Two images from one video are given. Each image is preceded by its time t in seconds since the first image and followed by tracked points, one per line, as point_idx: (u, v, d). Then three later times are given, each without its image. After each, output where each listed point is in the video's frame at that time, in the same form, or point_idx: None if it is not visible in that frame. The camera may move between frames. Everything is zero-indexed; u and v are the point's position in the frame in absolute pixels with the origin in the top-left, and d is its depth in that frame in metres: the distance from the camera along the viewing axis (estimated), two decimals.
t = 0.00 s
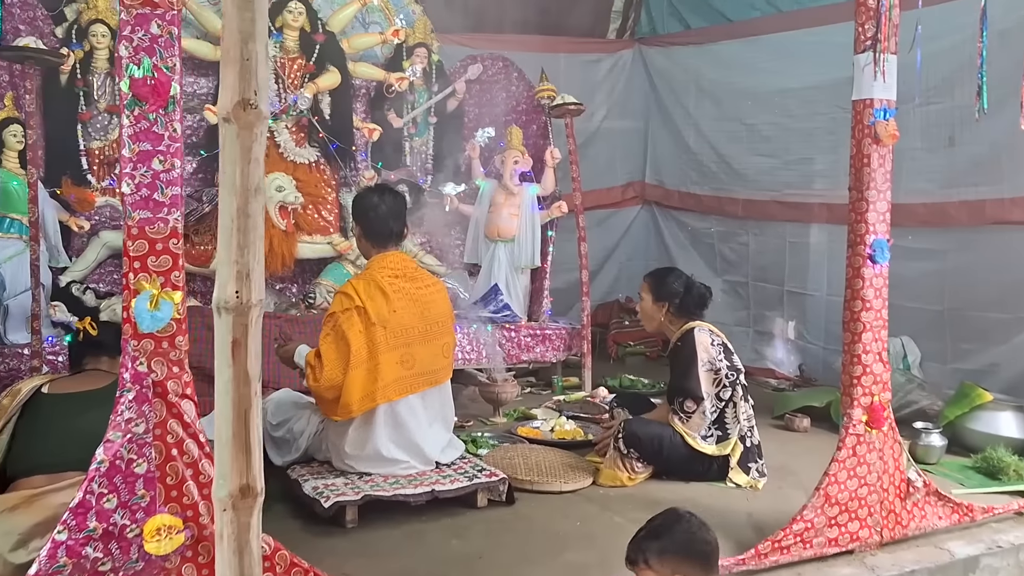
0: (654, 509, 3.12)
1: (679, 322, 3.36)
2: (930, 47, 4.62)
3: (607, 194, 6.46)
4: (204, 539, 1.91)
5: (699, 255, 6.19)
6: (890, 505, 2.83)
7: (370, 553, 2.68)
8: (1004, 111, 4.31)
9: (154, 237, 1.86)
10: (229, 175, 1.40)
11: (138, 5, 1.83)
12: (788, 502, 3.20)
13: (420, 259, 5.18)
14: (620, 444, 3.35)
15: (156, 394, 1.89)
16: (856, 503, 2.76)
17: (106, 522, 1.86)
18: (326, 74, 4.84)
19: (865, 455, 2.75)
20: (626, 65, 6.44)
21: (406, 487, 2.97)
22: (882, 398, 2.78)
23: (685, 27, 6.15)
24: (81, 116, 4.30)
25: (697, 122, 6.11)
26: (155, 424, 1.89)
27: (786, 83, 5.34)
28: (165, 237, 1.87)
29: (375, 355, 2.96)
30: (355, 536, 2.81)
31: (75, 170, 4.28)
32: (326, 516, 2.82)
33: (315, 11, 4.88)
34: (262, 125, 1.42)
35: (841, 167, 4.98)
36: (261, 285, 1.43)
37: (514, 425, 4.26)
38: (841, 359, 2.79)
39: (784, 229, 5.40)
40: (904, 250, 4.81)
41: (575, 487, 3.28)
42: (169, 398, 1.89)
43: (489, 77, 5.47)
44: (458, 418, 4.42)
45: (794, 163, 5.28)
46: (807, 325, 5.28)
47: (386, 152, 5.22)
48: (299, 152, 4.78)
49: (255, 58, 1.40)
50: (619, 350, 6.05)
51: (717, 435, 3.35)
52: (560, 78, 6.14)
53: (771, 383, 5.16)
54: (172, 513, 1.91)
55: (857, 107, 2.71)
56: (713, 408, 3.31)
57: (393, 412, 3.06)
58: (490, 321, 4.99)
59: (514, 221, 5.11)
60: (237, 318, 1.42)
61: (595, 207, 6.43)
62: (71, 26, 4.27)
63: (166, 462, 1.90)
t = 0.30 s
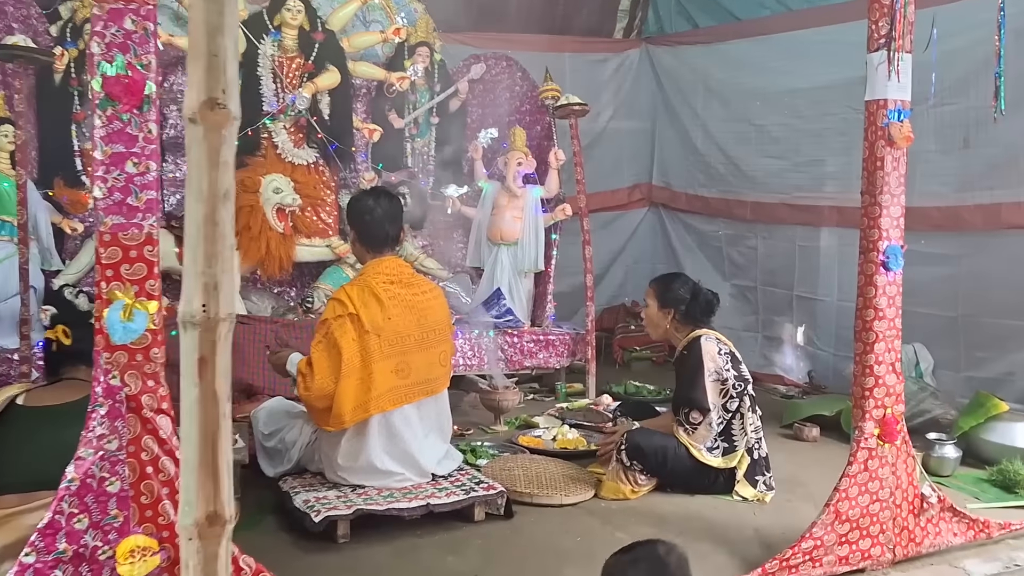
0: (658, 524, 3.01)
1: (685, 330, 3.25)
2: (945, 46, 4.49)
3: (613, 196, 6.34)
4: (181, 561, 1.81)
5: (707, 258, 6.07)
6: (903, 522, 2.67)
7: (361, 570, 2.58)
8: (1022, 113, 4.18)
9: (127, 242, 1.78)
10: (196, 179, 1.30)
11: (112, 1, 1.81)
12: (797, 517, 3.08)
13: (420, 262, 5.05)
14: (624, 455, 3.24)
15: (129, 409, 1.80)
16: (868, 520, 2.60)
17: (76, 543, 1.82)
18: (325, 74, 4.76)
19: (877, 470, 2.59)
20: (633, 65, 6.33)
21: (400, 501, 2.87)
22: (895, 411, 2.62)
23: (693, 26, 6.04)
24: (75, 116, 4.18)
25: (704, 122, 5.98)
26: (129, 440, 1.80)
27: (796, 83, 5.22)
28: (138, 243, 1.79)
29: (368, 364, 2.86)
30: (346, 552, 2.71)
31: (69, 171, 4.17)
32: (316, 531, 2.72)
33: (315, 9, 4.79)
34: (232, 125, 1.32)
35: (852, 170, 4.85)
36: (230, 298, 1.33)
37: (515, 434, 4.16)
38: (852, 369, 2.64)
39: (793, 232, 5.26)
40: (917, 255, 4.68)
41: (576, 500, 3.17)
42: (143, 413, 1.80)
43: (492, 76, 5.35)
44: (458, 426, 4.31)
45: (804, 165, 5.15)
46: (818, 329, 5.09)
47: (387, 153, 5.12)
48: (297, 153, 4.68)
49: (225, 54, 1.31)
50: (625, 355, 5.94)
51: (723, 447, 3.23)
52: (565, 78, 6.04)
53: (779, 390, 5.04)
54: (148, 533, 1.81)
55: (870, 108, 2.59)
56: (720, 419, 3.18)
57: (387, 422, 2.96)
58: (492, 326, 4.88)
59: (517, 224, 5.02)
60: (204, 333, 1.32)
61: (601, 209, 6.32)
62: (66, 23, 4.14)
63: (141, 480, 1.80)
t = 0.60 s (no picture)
0: (663, 533, 2.92)
1: (695, 333, 3.15)
2: (962, 42, 4.37)
3: (623, 196, 6.25)
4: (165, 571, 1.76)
5: (719, 259, 5.95)
6: (917, 532, 2.54)
7: None
8: None
9: (107, 245, 1.72)
10: (165, 177, 1.23)
11: None
12: (808, 526, 2.99)
13: (426, 262, 4.99)
14: (629, 461, 3.16)
15: (110, 416, 1.75)
16: (880, 530, 2.46)
17: (53, 555, 1.81)
18: (329, 72, 4.70)
19: (890, 479, 2.47)
20: (644, 63, 6.23)
21: (397, 508, 2.81)
22: (909, 417, 2.50)
23: (705, 24, 5.93)
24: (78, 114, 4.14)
25: (716, 121, 5.87)
26: (110, 448, 1.76)
27: (809, 81, 5.10)
28: (119, 246, 1.73)
29: (365, 367, 2.79)
30: (343, 560, 2.65)
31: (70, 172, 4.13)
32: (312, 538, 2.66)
33: (320, 6, 4.73)
34: (203, 122, 1.25)
35: (867, 169, 4.73)
36: (200, 303, 1.27)
37: (521, 437, 4.08)
38: (864, 374, 2.52)
39: (806, 233, 5.14)
40: (933, 255, 4.56)
41: (580, 508, 3.09)
42: (124, 420, 1.75)
43: (500, 74, 5.28)
44: (462, 430, 4.24)
45: (818, 164, 5.03)
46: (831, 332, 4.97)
47: (393, 153, 5.06)
48: (301, 152, 4.63)
49: (195, 46, 1.24)
50: (635, 357, 5.85)
51: (732, 453, 3.12)
52: (574, 76, 5.95)
53: (791, 393, 4.91)
54: (129, 544, 1.76)
55: (883, 105, 2.48)
56: (729, 425, 3.08)
57: (385, 426, 2.90)
58: (498, 327, 4.81)
59: (524, 224, 4.95)
60: (173, 340, 1.25)
61: (611, 209, 6.23)
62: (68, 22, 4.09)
63: (121, 490, 1.75)
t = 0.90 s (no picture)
0: (683, 542, 2.81)
1: (722, 335, 3.01)
2: (1003, 34, 4.18)
3: (653, 195, 6.11)
4: None
5: (752, 260, 5.77)
6: (950, 546, 2.37)
7: None
8: None
9: (98, 242, 1.87)
10: (137, 178, 1.36)
11: None
12: (837, 536, 2.85)
13: (449, 263, 4.90)
14: (651, 468, 3.03)
15: (99, 421, 1.90)
16: (911, 543, 2.31)
17: (42, 562, 1.95)
18: (353, 70, 4.68)
19: (922, 489, 2.32)
20: (674, 59, 6.08)
21: (409, 513, 2.75)
22: (943, 426, 2.34)
23: (736, 19, 5.77)
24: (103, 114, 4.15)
25: (748, 118, 5.69)
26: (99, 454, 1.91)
27: (844, 76, 4.92)
28: (109, 244, 1.89)
29: (377, 369, 2.74)
30: (351, 567, 2.60)
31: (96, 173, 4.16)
32: (320, 545, 2.62)
33: (343, 5, 4.71)
34: (172, 124, 1.38)
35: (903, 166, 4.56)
36: (170, 304, 1.39)
37: (542, 442, 3.99)
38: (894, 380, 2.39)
39: (840, 233, 4.98)
40: (973, 256, 4.36)
41: (599, 515, 2.98)
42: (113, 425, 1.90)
43: (526, 72, 5.23)
44: (483, 433, 4.16)
45: (853, 162, 4.86)
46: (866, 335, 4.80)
47: (418, 152, 5.00)
48: (323, 151, 4.59)
49: (163, 51, 1.37)
50: (665, 359, 5.72)
51: (758, 460, 2.99)
52: (603, 73, 5.83)
53: (826, 397, 4.81)
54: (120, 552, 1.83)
55: (915, 98, 2.35)
56: (756, 431, 2.95)
57: (398, 430, 2.84)
58: (521, 329, 4.72)
59: (550, 223, 4.86)
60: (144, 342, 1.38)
61: (641, 208, 6.10)
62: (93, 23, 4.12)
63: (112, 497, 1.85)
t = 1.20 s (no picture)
0: (702, 554, 2.69)
1: (746, 338, 2.89)
2: None
3: (689, 195, 5.92)
4: None
5: (788, 262, 5.49)
6: (983, 564, 2.20)
7: None
8: None
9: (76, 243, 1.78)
10: (89, 171, 1.28)
11: None
12: (865, 550, 2.71)
13: (475, 264, 4.86)
14: (670, 477, 2.91)
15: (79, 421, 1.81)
16: (938, 560, 2.17)
17: (26, 565, 1.85)
18: (378, 70, 4.66)
19: (951, 503, 2.18)
20: (711, 56, 5.89)
21: (417, 520, 2.69)
22: (973, 437, 2.20)
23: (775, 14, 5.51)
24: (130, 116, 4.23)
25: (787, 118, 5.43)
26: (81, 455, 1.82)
27: (885, 71, 4.65)
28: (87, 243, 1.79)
29: (386, 372, 2.68)
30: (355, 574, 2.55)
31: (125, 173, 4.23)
32: (325, 549, 2.58)
33: (369, 4, 4.69)
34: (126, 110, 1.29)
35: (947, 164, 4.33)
36: (126, 304, 1.31)
37: (564, 447, 3.88)
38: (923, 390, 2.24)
39: (881, 235, 4.70)
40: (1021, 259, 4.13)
41: (615, 524, 2.88)
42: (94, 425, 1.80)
43: (556, 70, 5.13)
44: (505, 437, 4.08)
45: (893, 161, 4.59)
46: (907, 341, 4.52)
47: (445, 152, 4.94)
48: (348, 151, 4.58)
49: (117, 31, 1.28)
50: (699, 363, 5.54)
51: (782, 469, 2.87)
52: (638, 72, 5.70)
53: (863, 404, 4.59)
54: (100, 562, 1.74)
55: (945, 92, 2.20)
56: (778, 438, 2.83)
57: (408, 436, 2.79)
58: (548, 331, 4.65)
59: (577, 224, 4.74)
60: (97, 348, 1.31)
61: (676, 209, 5.92)
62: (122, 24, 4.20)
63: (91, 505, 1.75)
